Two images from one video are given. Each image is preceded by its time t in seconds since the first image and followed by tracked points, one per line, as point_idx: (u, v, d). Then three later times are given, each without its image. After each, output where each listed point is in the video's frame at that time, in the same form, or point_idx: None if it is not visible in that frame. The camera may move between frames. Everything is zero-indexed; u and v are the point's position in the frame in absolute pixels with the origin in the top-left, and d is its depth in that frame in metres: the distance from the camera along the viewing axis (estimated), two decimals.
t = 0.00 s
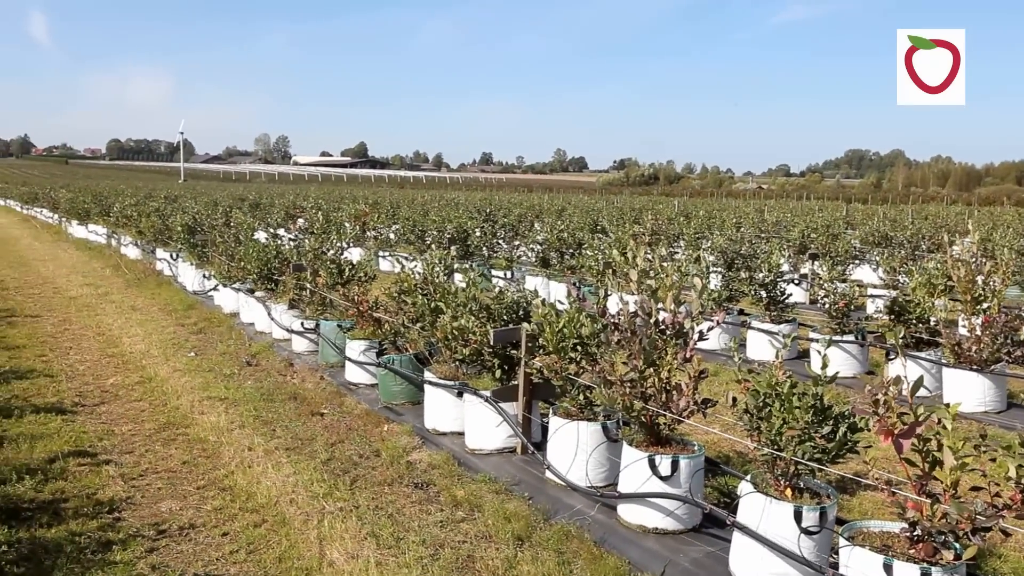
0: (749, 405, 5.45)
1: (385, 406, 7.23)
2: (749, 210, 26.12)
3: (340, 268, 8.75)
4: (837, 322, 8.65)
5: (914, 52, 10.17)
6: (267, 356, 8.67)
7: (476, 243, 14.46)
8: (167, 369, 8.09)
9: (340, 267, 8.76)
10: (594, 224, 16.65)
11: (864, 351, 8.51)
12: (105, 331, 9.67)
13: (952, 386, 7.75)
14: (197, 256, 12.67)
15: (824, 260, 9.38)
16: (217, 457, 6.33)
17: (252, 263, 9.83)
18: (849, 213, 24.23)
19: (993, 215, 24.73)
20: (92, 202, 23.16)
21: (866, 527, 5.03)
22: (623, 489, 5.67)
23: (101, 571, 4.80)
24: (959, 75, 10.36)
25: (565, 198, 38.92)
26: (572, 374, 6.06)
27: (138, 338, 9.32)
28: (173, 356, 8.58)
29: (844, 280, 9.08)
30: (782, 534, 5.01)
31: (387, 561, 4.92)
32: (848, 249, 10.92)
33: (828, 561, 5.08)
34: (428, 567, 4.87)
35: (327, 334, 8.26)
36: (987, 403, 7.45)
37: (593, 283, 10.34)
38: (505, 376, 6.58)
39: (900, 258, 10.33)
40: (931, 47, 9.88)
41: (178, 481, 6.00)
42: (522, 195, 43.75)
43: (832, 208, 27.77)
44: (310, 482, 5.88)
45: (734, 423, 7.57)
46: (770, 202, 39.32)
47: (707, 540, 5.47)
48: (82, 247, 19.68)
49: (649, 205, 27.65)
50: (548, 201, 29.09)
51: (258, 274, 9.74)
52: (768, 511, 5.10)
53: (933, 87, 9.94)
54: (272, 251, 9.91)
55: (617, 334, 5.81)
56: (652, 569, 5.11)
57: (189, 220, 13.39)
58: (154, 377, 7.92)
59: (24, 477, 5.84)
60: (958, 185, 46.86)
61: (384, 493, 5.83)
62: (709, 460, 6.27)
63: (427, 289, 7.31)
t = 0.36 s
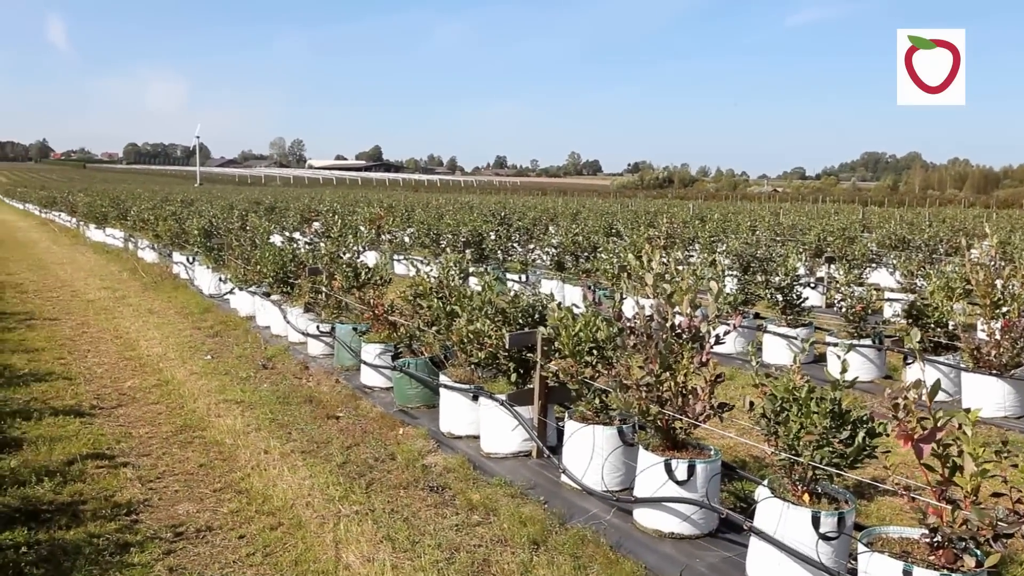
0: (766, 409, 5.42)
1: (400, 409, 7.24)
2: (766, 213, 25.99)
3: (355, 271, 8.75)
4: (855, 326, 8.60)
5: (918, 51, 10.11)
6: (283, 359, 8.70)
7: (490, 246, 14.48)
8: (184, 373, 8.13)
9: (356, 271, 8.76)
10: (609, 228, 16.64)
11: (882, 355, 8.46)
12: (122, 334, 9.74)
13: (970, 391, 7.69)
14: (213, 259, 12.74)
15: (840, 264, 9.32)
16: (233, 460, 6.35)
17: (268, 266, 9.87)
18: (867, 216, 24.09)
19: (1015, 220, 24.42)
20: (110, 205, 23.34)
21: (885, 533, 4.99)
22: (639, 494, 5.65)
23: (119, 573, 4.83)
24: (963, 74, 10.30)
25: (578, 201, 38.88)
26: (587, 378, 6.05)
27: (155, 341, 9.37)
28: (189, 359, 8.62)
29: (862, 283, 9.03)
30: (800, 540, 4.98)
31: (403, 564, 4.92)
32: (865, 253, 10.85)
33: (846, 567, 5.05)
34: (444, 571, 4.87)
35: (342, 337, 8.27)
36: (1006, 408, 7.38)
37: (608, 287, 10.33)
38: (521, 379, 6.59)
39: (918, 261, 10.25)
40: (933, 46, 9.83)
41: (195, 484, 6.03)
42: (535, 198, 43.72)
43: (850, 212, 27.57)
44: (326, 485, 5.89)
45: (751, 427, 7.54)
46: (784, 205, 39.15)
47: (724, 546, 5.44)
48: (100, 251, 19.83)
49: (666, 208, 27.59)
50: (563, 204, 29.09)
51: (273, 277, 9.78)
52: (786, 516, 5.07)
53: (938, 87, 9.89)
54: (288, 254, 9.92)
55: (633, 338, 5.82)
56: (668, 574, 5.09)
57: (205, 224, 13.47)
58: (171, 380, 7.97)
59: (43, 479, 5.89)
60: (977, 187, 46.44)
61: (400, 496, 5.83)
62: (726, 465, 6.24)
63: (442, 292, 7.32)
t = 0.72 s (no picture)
0: (778, 413, 5.41)
1: (411, 412, 7.25)
2: (777, 217, 25.91)
3: (365, 274, 8.74)
4: (866, 330, 8.57)
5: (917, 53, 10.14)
6: (294, 361, 8.72)
7: (500, 249, 14.49)
8: (195, 374, 8.16)
9: (366, 273, 8.74)
10: (619, 230, 16.63)
11: (894, 360, 8.44)
12: (134, 336, 9.77)
13: (983, 396, 7.66)
14: (224, 261, 12.78)
15: (851, 268, 9.30)
16: (244, 462, 6.37)
17: (278, 268, 9.90)
18: (879, 220, 23.99)
19: None
20: (122, 207, 23.46)
21: (897, 538, 4.96)
22: (650, 497, 5.64)
23: (132, 573, 4.85)
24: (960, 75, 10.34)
25: (587, 204, 38.87)
26: (598, 381, 6.05)
27: (166, 342, 9.40)
28: (200, 360, 8.65)
29: (873, 287, 8.99)
30: (811, 545, 4.95)
31: (414, 567, 4.92)
32: (877, 257, 10.80)
33: (858, 572, 5.02)
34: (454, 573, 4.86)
35: (352, 340, 8.27)
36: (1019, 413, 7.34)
37: (617, 290, 10.34)
38: (531, 382, 6.58)
39: (930, 265, 10.20)
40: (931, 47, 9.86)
41: (206, 485, 6.04)
42: (543, 201, 43.72)
43: (862, 215, 27.46)
44: (336, 487, 5.90)
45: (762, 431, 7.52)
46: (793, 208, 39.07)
47: (735, 550, 5.42)
48: (111, 253, 19.91)
49: (677, 212, 27.55)
50: (573, 208, 29.09)
51: (284, 279, 9.82)
52: (797, 521, 5.05)
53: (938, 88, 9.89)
54: (299, 257, 9.97)
55: (644, 342, 5.82)
56: None
57: (216, 226, 13.53)
58: (182, 382, 7.99)
59: (56, 479, 5.92)
60: (990, 191, 46.15)
61: (410, 498, 5.84)
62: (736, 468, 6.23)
63: (453, 295, 7.33)
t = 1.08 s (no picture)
0: (789, 411, 5.39)
1: (421, 410, 7.26)
2: (788, 214, 25.80)
3: (376, 273, 8.79)
4: (877, 328, 8.53)
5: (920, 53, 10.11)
6: (304, 360, 8.74)
7: (510, 248, 14.48)
8: (207, 373, 8.19)
9: (377, 272, 8.80)
10: (628, 229, 16.61)
11: (905, 358, 8.41)
12: (145, 335, 9.82)
13: (996, 394, 7.62)
14: (234, 261, 12.82)
15: (863, 266, 9.26)
16: (255, 461, 6.39)
17: (289, 268, 9.91)
18: (890, 218, 23.90)
19: None
20: (134, 208, 23.58)
21: (910, 536, 4.94)
22: (661, 496, 5.63)
23: (145, 572, 4.87)
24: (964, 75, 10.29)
25: (596, 202, 38.79)
26: (608, 379, 6.03)
27: (177, 342, 9.44)
28: (212, 360, 8.68)
29: (885, 285, 8.94)
30: (824, 543, 4.94)
31: (425, 565, 4.93)
32: (888, 254, 10.74)
33: (871, 571, 5.00)
34: (465, 572, 4.87)
35: (363, 338, 8.28)
36: None
37: (627, 289, 10.31)
38: (542, 381, 6.57)
39: (942, 263, 10.14)
40: (932, 46, 9.83)
41: (218, 484, 6.07)
42: (552, 200, 43.69)
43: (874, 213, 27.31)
44: (347, 486, 5.91)
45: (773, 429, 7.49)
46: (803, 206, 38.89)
47: (747, 548, 5.40)
48: (123, 253, 20.02)
49: (687, 209, 27.45)
50: (582, 207, 29.04)
51: (295, 279, 9.83)
52: (809, 519, 5.03)
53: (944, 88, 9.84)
54: (310, 256, 9.98)
55: (654, 340, 5.82)
56: None
57: (227, 226, 13.57)
58: (193, 381, 8.03)
59: (69, 478, 5.96)
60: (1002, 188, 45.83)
61: (421, 497, 5.84)
62: (748, 467, 6.20)
63: (463, 294, 7.33)
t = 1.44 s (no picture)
0: (799, 410, 5.37)
1: (430, 408, 7.26)
2: (799, 213, 25.71)
3: (385, 271, 8.82)
4: (887, 326, 8.49)
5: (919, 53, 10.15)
6: (313, 358, 8.76)
7: (518, 246, 14.46)
8: (216, 371, 8.21)
9: (386, 270, 8.83)
10: (637, 227, 16.57)
11: (915, 357, 8.38)
12: (155, 333, 9.86)
13: (1007, 393, 7.59)
14: (244, 259, 12.85)
15: (872, 264, 9.23)
16: (264, 458, 6.41)
17: (298, 266, 9.93)
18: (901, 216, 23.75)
19: None
20: (144, 206, 23.66)
21: (920, 536, 4.91)
22: (669, 494, 5.62)
23: (155, 568, 4.90)
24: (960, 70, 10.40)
25: (605, 201, 38.71)
26: (617, 377, 6.03)
27: (187, 339, 9.47)
28: (221, 357, 8.71)
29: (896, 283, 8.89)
30: (833, 542, 4.92)
31: (433, 562, 4.93)
32: (899, 252, 10.69)
33: (882, 570, 4.98)
34: (474, 569, 4.87)
35: (372, 336, 8.30)
36: None
37: (636, 287, 10.30)
38: (550, 379, 6.56)
39: (953, 261, 10.08)
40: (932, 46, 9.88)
41: (228, 481, 6.09)
42: (560, 198, 43.65)
43: (885, 211, 27.15)
44: (356, 483, 5.93)
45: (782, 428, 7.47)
46: (812, 204, 38.72)
47: (757, 547, 5.39)
48: (133, 251, 20.11)
49: (697, 208, 27.37)
50: (591, 205, 28.92)
51: (304, 276, 9.85)
52: (819, 518, 5.01)
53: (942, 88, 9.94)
54: (318, 254, 10.00)
55: (663, 338, 5.83)
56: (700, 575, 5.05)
57: (236, 224, 13.61)
58: (203, 379, 8.05)
59: (80, 474, 5.99)
60: (1014, 186, 45.52)
61: (430, 494, 5.86)
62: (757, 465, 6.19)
63: (472, 292, 7.34)
